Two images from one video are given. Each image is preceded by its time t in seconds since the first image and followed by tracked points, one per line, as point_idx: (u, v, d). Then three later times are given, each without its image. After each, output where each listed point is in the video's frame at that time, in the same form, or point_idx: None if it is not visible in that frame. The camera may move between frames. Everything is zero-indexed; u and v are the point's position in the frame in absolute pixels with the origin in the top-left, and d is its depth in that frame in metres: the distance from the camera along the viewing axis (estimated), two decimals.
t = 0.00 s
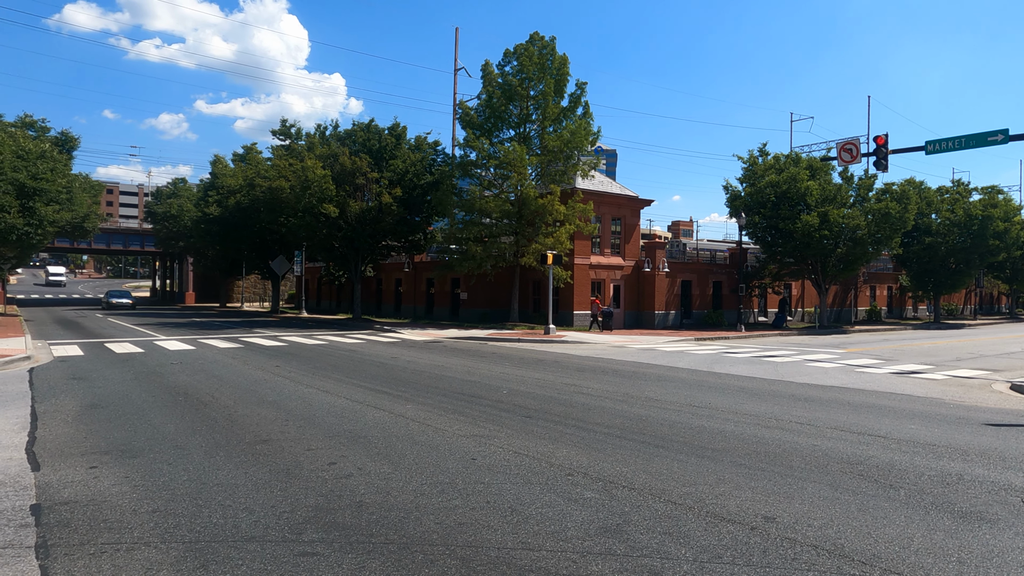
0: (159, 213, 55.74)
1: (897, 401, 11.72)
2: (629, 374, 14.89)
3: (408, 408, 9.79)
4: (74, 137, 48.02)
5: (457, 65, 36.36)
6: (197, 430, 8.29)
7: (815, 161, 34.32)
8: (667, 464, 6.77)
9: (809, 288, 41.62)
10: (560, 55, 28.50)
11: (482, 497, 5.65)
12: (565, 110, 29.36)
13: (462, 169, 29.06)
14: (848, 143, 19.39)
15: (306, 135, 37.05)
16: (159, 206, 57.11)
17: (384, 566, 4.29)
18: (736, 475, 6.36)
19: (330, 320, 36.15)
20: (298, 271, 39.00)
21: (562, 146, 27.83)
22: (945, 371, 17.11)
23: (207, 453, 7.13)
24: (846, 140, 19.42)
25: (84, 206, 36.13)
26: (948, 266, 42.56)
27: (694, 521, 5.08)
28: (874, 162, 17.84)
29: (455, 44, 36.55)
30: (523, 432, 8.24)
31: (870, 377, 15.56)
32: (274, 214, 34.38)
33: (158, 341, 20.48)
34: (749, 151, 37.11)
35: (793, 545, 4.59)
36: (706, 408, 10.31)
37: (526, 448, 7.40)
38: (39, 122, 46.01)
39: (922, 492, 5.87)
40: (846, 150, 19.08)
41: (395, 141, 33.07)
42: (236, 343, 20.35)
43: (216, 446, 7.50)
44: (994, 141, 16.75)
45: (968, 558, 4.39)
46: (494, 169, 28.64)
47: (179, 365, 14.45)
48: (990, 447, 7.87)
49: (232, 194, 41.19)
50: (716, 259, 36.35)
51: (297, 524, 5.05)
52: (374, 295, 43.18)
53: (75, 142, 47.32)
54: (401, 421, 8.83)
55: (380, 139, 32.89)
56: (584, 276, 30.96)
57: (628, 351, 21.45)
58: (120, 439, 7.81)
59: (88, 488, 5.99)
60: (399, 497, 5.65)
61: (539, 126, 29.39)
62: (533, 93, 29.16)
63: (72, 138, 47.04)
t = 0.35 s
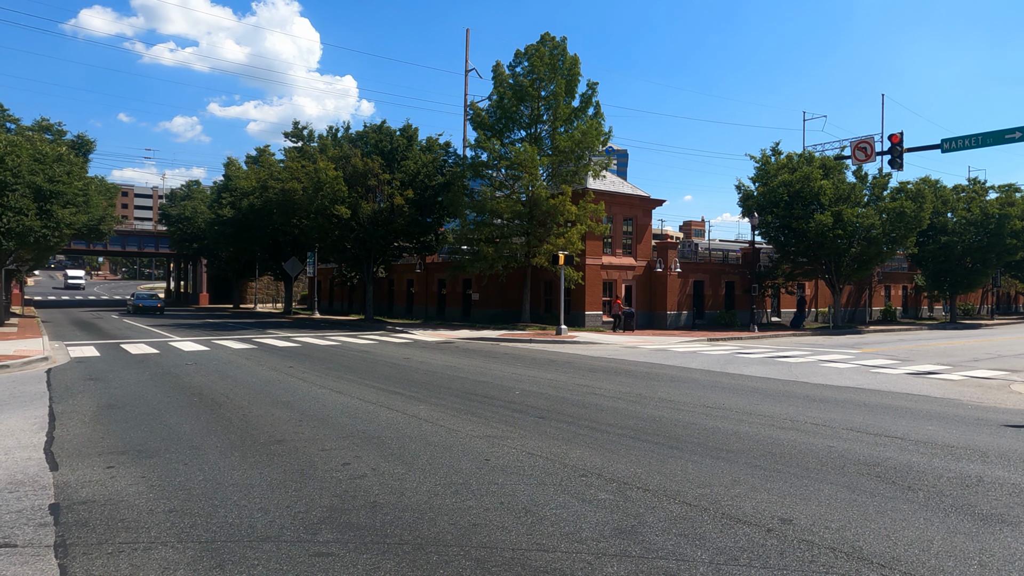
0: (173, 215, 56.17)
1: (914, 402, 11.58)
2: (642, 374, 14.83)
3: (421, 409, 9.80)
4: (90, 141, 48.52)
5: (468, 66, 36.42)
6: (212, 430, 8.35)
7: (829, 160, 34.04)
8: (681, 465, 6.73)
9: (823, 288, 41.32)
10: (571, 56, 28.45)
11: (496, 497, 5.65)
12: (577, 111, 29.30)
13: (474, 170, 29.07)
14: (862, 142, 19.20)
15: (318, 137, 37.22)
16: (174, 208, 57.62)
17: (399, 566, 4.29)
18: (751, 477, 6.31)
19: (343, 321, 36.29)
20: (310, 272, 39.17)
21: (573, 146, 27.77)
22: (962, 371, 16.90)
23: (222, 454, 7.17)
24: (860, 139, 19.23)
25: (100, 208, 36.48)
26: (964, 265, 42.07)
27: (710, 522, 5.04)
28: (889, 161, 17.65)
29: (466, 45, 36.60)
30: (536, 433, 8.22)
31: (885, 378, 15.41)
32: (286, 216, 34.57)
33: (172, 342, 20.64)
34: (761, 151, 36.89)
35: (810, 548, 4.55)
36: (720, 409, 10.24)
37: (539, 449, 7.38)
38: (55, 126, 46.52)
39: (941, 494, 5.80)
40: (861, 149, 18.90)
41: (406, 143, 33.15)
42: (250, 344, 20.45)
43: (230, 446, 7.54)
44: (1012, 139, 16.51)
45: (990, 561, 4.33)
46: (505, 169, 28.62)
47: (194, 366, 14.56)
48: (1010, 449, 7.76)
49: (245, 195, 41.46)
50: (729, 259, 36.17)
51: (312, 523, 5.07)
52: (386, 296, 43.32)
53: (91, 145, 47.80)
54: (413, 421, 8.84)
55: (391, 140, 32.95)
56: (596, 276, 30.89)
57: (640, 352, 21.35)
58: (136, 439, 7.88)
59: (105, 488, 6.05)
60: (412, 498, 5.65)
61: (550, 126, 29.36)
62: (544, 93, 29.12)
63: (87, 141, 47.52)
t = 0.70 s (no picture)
0: (185, 217, 56.69)
1: (929, 404, 11.45)
2: (652, 375, 14.77)
3: (432, 410, 9.81)
4: (103, 144, 49.00)
5: (478, 67, 36.46)
6: (224, 431, 8.39)
7: (841, 160, 33.79)
8: (694, 467, 6.69)
9: (835, 289, 41.06)
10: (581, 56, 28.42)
11: (508, 499, 5.63)
12: (586, 111, 29.25)
13: (484, 171, 29.05)
14: (875, 142, 19.03)
15: (329, 139, 37.36)
16: (186, 211, 58.08)
17: (411, 568, 4.29)
18: (765, 479, 6.26)
19: (353, 322, 36.40)
20: (321, 274, 39.34)
21: (583, 146, 27.72)
22: (977, 373, 16.70)
23: (234, 455, 7.20)
24: (873, 138, 19.07)
25: (113, 211, 36.82)
26: (979, 265, 41.62)
27: (722, 525, 5.00)
28: (903, 160, 17.48)
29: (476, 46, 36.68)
30: (547, 434, 8.20)
31: (900, 379, 15.26)
32: (297, 218, 34.72)
33: (185, 343, 20.78)
34: (773, 150, 36.68)
35: (826, 551, 4.50)
36: (732, 410, 10.18)
37: (551, 451, 7.36)
38: (70, 129, 47.06)
39: (958, 497, 5.72)
40: (873, 149, 18.73)
41: (416, 144, 33.22)
42: (261, 345, 20.55)
43: (243, 447, 7.56)
44: None
45: (1009, 565, 4.26)
46: (515, 170, 28.60)
47: (206, 367, 14.67)
48: None
49: (256, 198, 41.70)
50: (740, 259, 35.98)
51: (324, 525, 5.08)
52: (396, 297, 43.43)
53: (104, 148, 48.26)
54: (424, 423, 8.84)
55: (402, 142, 33.03)
56: (606, 277, 30.82)
57: (651, 353, 21.26)
58: (150, 440, 7.93)
59: (119, 488, 6.09)
60: (424, 500, 5.65)
61: (560, 127, 29.33)
62: (554, 94, 29.10)
63: (101, 145, 47.98)
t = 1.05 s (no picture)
0: (196, 219, 57.14)
1: (942, 404, 11.34)
2: (662, 376, 14.73)
3: (441, 411, 9.81)
4: (115, 147, 49.40)
5: (486, 68, 36.51)
6: (234, 431, 8.44)
7: (851, 159, 33.59)
8: (704, 468, 6.66)
9: (846, 288, 40.87)
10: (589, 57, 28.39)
11: (516, 500, 5.63)
12: (595, 112, 29.22)
13: (492, 172, 29.02)
14: (886, 140, 18.88)
15: (338, 141, 37.50)
16: (197, 213, 58.45)
17: (419, 568, 4.29)
18: (775, 480, 6.21)
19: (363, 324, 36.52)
20: (330, 275, 39.50)
21: (591, 147, 27.69)
22: (991, 373, 16.52)
23: (244, 455, 7.23)
24: (884, 137, 18.91)
25: (125, 213, 37.09)
26: (992, 265, 41.23)
27: (733, 526, 4.97)
28: (914, 159, 17.35)
29: (484, 48, 36.74)
30: (556, 435, 8.19)
31: (911, 380, 15.14)
32: (306, 220, 34.88)
33: (196, 344, 20.94)
34: (782, 150, 36.50)
35: (836, 553, 4.46)
36: (742, 411, 10.13)
37: (560, 451, 7.34)
38: (82, 132, 47.51)
39: (971, 499, 5.66)
40: (884, 147, 18.59)
41: (425, 146, 33.31)
42: (271, 346, 20.65)
43: (252, 447, 7.59)
44: None
45: None
46: (524, 171, 28.58)
47: (216, 368, 14.76)
48: None
49: (266, 199, 41.92)
50: (749, 259, 35.81)
51: (333, 525, 5.09)
52: (405, 299, 43.53)
53: (116, 151, 48.65)
54: (433, 423, 8.84)
55: (410, 143, 33.14)
56: (615, 278, 30.77)
57: (659, 353, 21.21)
58: (160, 440, 7.99)
59: (130, 488, 6.12)
60: (432, 500, 5.65)
61: (569, 128, 29.29)
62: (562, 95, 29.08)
63: (113, 147, 48.38)
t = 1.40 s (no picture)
0: (209, 221, 57.62)
1: (957, 405, 11.22)
2: (673, 376, 14.67)
3: (452, 411, 9.82)
4: (129, 149, 49.86)
5: (497, 69, 36.53)
6: (246, 431, 8.50)
7: (865, 158, 33.32)
8: (715, 469, 6.63)
9: (859, 288, 40.59)
10: (599, 56, 28.34)
11: (527, 501, 5.62)
12: (605, 112, 29.17)
13: (503, 173, 29.01)
14: (900, 139, 18.70)
15: (349, 142, 37.66)
16: (210, 214, 58.90)
17: (431, 568, 4.30)
18: (788, 482, 6.17)
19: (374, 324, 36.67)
20: (342, 276, 39.66)
21: (602, 147, 27.64)
22: (1008, 373, 16.32)
23: (257, 455, 7.28)
24: (898, 136, 18.73)
25: (139, 215, 37.43)
26: (1008, 264, 40.74)
27: (745, 528, 4.95)
28: (929, 157, 17.17)
29: (494, 48, 36.74)
30: (566, 436, 8.18)
31: (926, 380, 14.98)
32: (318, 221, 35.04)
33: (209, 344, 21.11)
34: (794, 149, 36.24)
35: (850, 555, 4.43)
36: (754, 412, 10.07)
37: (571, 452, 7.32)
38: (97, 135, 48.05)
39: (987, 501, 5.60)
40: (898, 146, 18.41)
41: (435, 147, 33.38)
42: (283, 346, 20.77)
43: (265, 447, 7.65)
44: None
45: None
46: (534, 171, 28.58)
47: (229, 369, 14.87)
48: None
49: (278, 201, 42.17)
50: (761, 259, 35.59)
51: (344, 525, 5.11)
52: (416, 299, 43.65)
53: (130, 153, 49.11)
54: (444, 424, 8.85)
55: (421, 144, 33.27)
56: (626, 278, 30.68)
57: (671, 353, 21.13)
58: (174, 440, 8.05)
59: (144, 488, 6.18)
60: (443, 500, 5.66)
61: (579, 128, 29.27)
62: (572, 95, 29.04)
63: (127, 150, 48.86)
